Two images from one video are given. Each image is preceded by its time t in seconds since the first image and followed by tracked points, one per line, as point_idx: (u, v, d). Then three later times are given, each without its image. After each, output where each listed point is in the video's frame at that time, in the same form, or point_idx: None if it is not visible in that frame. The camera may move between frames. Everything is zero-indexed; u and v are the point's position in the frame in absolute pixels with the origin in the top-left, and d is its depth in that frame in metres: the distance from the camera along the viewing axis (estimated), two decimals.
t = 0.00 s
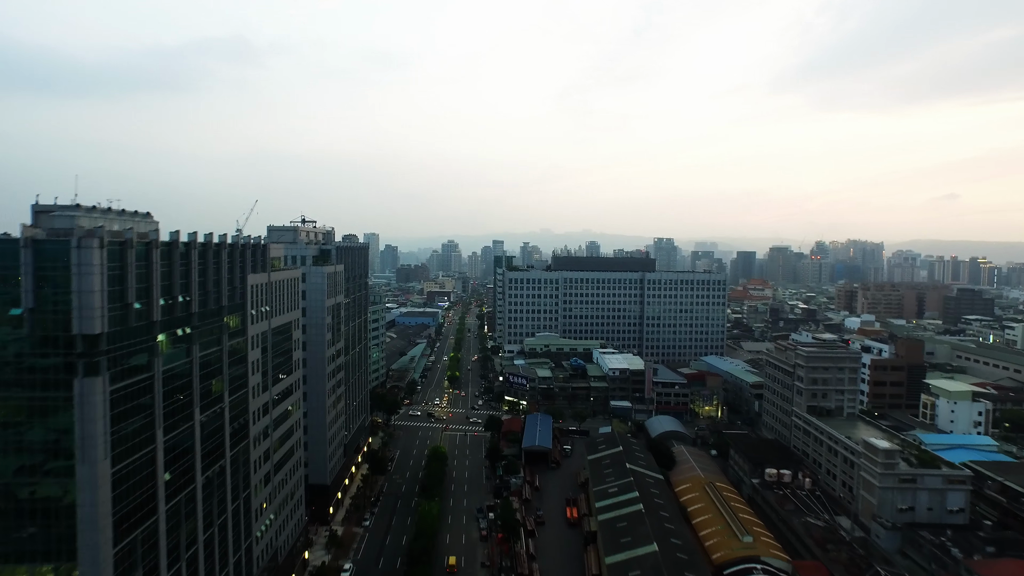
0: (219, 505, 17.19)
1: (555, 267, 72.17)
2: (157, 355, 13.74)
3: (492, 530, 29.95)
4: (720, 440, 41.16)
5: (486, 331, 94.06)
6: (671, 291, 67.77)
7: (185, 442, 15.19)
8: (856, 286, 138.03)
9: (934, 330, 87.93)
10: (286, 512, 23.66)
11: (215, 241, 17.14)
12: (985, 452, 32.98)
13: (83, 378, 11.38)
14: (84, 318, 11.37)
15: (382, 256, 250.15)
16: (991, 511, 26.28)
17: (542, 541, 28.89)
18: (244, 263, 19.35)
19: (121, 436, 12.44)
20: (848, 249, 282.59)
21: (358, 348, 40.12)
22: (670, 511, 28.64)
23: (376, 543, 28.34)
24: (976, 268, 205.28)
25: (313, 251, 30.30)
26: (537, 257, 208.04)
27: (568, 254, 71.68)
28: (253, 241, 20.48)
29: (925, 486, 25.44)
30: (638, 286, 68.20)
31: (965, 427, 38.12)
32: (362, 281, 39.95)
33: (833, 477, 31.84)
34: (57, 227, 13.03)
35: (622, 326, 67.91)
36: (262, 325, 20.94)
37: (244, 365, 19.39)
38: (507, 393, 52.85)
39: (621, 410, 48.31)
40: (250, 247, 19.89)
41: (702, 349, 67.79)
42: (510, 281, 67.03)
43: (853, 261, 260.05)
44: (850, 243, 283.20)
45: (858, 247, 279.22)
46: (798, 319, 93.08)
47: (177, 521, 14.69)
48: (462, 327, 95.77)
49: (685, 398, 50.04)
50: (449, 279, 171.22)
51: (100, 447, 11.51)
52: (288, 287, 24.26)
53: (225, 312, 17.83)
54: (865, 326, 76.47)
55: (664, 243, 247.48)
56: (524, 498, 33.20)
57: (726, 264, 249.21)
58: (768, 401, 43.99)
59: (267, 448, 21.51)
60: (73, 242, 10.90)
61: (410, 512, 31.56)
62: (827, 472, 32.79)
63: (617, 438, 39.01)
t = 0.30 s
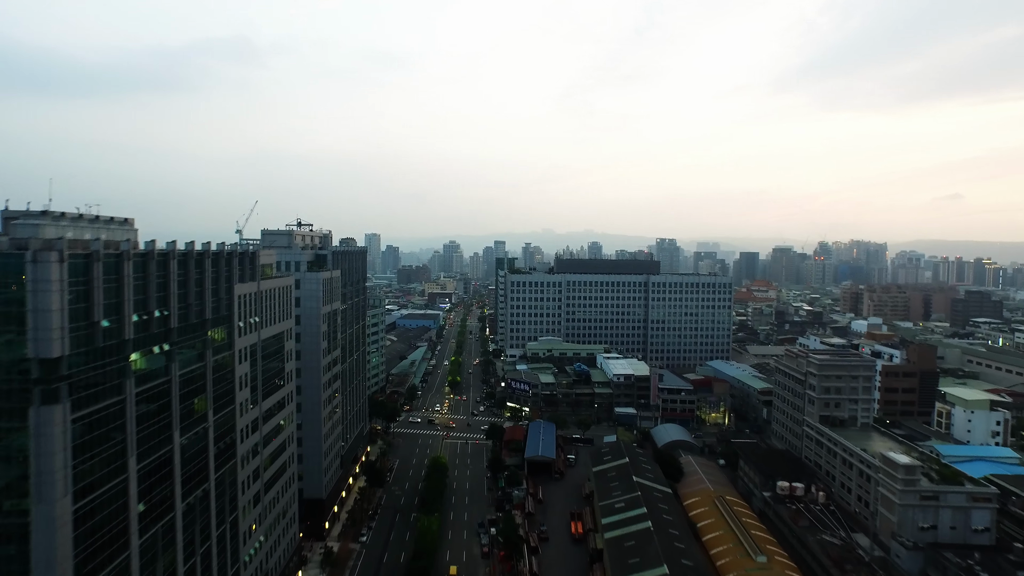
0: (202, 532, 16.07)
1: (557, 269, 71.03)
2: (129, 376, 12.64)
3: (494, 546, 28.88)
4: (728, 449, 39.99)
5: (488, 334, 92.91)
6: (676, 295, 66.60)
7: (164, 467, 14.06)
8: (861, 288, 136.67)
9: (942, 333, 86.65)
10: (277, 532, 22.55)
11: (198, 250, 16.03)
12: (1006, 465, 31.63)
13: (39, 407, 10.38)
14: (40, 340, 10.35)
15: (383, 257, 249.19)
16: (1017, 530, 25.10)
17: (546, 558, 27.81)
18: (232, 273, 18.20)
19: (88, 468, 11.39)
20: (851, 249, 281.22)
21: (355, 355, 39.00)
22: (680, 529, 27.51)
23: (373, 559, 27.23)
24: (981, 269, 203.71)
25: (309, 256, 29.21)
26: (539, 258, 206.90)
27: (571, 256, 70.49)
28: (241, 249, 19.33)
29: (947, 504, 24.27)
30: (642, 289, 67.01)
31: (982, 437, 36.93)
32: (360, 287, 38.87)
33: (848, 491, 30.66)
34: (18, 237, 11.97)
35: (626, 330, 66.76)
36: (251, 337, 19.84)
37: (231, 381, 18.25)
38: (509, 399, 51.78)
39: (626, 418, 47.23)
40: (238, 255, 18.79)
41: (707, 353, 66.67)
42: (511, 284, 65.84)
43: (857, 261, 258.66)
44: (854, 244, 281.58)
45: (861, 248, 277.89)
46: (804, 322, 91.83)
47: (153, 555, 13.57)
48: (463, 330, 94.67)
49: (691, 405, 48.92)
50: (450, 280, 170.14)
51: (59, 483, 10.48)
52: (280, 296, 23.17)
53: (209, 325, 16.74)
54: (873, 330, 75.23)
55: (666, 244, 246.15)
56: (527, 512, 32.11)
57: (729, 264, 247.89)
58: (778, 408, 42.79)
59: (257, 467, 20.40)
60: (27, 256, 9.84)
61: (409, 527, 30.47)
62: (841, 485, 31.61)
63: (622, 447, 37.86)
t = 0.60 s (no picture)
0: (182, 564, 14.94)
1: (559, 272, 69.90)
2: (95, 403, 11.51)
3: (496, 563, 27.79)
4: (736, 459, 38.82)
5: (489, 336, 91.80)
6: (680, 298, 65.43)
7: (138, 498, 12.94)
8: (866, 289, 135.37)
9: (950, 336, 85.39)
10: (267, 554, 21.43)
11: (178, 261, 14.89)
12: None
13: None
14: None
15: (384, 257, 248.12)
16: None
17: None
18: (216, 283, 17.07)
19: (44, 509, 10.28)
20: (854, 249, 279.78)
21: (353, 362, 37.92)
22: (690, 547, 26.39)
23: None
24: (985, 270, 202.09)
25: (303, 262, 28.15)
26: (540, 259, 205.65)
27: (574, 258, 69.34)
28: (227, 258, 18.21)
29: (971, 523, 23.12)
30: (646, 292, 65.84)
31: (1001, 448, 35.84)
32: (358, 292, 37.78)
33: (864, 506, 29.48)
34: None
35: (630, 334, 65.63)
36: (239, 350, 18.70)
37: (215, 399, 17.11)
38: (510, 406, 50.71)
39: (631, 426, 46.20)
40: (224, 264, 17.65)
41: (712, 357, 65.54)
42: (513, 287, 64.71)
43: (860, 262, 257.15)
44: (857, 244, 280.19)
45: (865, 248, 276.31)
46: (810, 325, 90.61)
47: None
48: (464, 333, 93.58)
49: (697, 412, 47.83)
50: (451, 280, 169.07)
51: (7, 530, 9.39)
52: (270, 305, 22.04)
53: (191, 340, 15.59)
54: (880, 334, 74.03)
55: (668, 244, 244.87)
56: (530, 526, 30.99)
57: (731, 265, 246.47)
58: (787, 417, 41.59)
59: (244, 487, 19.28)
60: None
61: (408, 542, 29.39)
62: (857, 499, 30.42)
63: (627, 458, 36.73)
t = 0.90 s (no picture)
0: None
1: (562, 274, 68.77)
2: (54, 433, 10.42)
3: None
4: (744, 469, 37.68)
5: (490, 339, 90.67)
6: (685, 301, 64.26)
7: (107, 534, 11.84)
8: (870, 291, 134.09)
9: (958, 339, 84.21)
10: None
11: (154, 273, 13.74)
12: None
13: None
14: None
15: (384, 257, 246.59)
16: None
17: None
18: (198, 295, 15.91)
19: None
20: (857, 249, 278.36)
21: (349, 369, 36.81)
22: (700, 566, 25.25)
23: None
24: (989, 271, 200.78)
25: (297, 268, 27.02)
26: (541, 260, 204.42)
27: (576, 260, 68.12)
28: (211, 267, 17.05)
29: (997, 545, 21.98)
30: (650, 295, 64.70)
31: (1018, 459, 34.71)
32: (355, 296, 36.64)
33: (880, 522, 28.32)
34: None
35: (633, 338, 64.51)
36: (224, 365, 17.53)
37: (197, 419, 15.97)
38: (512, 412, 49.67)
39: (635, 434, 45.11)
40: (207, 274, 16.50)
41: (717, 361, 64.44)
42: (514, 290, 63.56)
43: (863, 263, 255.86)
44: (859, 244, 278.74)
45: (867, 249, 275.01)
46: (815, 327, 89.43)
47: None
48: (465, 335, 92.43)
49: (703, 419, 46.75)
50: (452, 281, 167.90)
51: None
52: (259, 315, 20.91)
53: (169, 357, 14.44)
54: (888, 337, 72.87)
55: (670, 244, 243.58)
56: (532, 541, 29.88)
57: (734, 266, 245.21)
58: (796, 424, 40.46)
59: (229, 510, 18.15)
60: None
61: (405, 558, 28.30)
62: (871, 514, 29.28)
63: (632, 469, 35.60)
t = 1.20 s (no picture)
0: None
1: (563, 277, 67.69)
2: (5, 472, 9.35)
3: None
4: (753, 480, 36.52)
5: (491, 342, 89.59)
6: (689, 304, 63.21)
7: None
8: (874, 293, 132.99)
9: (964, 343, 83.11)
10: None
11: (127, 287, 12.62)
12: None
13: None
14: None
15: (384, 257, 245.52)
16: None
17: None
18: (177, 310, 14.74)
19: None
20: (859, 250, 277.40)
21: (346, 378, 35.65)
22: None
23: None
24: (993, 272, 199.62)
25: (289, 275, 25.89)
26: (542, 261, 203.22)
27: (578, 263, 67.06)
28: (194, 278, 15.87)
29: None
30: (654, 298, 63.63)
31: None
32: (352, 302, 35.53)
33: (896, 539, 27.18)
34: None
35: (636, 342, 63.42)
36: (207, 383, 16.39)
37: (177, 441, 14.86)
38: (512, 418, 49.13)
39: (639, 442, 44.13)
40: (187, 286, 15.35)
41: (722, 365, 63.40)
42: (516, 294, 62.45)
43: (865, 264, 254.75)
44: (861, 245, 277.54)
45: (869, 249, 273.97)
46: (820, 331, 88.31)
47: None
48: (465, 338, 91.29)
49: (709, 427, 45.73)
50: (453, 282, 166.69)
51: None
52: (247, 327, 19.76)
53: (145, 377, 13.34)
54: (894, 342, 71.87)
55: (671, 245, 242.51)
56: (534, 557, 28.80)
57: (735, 267, 244.06)
58: (805, 434, 39.29)
59: (214, 536, 17.04)
60: None
61: None
62: (886, 531, 28.13)
63: (638, 481, 34.50)
